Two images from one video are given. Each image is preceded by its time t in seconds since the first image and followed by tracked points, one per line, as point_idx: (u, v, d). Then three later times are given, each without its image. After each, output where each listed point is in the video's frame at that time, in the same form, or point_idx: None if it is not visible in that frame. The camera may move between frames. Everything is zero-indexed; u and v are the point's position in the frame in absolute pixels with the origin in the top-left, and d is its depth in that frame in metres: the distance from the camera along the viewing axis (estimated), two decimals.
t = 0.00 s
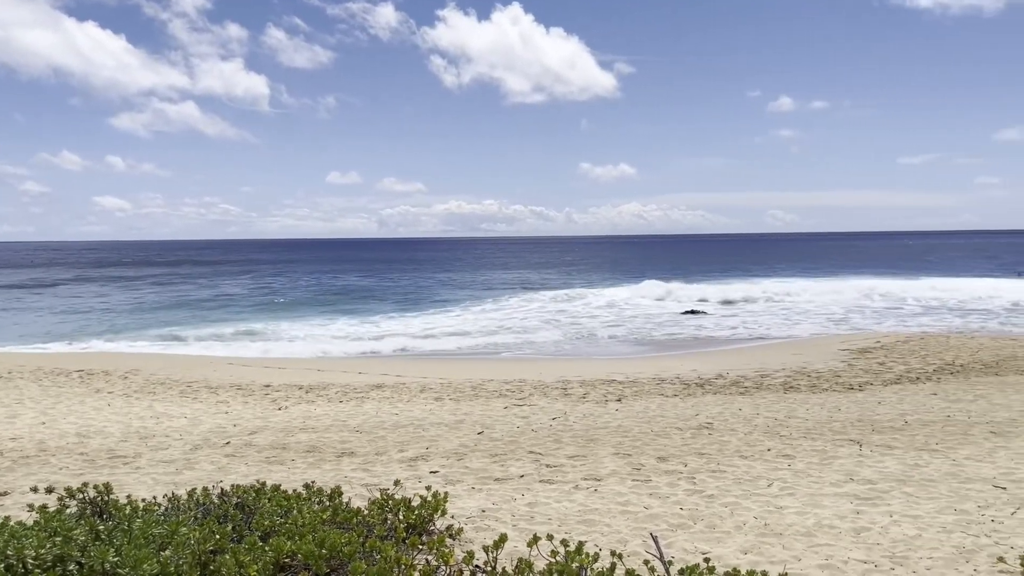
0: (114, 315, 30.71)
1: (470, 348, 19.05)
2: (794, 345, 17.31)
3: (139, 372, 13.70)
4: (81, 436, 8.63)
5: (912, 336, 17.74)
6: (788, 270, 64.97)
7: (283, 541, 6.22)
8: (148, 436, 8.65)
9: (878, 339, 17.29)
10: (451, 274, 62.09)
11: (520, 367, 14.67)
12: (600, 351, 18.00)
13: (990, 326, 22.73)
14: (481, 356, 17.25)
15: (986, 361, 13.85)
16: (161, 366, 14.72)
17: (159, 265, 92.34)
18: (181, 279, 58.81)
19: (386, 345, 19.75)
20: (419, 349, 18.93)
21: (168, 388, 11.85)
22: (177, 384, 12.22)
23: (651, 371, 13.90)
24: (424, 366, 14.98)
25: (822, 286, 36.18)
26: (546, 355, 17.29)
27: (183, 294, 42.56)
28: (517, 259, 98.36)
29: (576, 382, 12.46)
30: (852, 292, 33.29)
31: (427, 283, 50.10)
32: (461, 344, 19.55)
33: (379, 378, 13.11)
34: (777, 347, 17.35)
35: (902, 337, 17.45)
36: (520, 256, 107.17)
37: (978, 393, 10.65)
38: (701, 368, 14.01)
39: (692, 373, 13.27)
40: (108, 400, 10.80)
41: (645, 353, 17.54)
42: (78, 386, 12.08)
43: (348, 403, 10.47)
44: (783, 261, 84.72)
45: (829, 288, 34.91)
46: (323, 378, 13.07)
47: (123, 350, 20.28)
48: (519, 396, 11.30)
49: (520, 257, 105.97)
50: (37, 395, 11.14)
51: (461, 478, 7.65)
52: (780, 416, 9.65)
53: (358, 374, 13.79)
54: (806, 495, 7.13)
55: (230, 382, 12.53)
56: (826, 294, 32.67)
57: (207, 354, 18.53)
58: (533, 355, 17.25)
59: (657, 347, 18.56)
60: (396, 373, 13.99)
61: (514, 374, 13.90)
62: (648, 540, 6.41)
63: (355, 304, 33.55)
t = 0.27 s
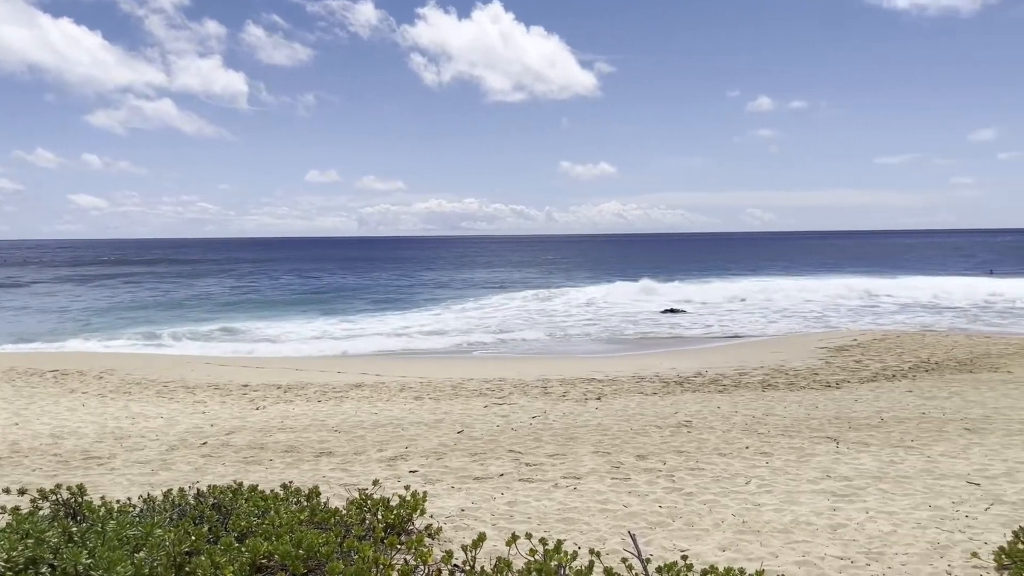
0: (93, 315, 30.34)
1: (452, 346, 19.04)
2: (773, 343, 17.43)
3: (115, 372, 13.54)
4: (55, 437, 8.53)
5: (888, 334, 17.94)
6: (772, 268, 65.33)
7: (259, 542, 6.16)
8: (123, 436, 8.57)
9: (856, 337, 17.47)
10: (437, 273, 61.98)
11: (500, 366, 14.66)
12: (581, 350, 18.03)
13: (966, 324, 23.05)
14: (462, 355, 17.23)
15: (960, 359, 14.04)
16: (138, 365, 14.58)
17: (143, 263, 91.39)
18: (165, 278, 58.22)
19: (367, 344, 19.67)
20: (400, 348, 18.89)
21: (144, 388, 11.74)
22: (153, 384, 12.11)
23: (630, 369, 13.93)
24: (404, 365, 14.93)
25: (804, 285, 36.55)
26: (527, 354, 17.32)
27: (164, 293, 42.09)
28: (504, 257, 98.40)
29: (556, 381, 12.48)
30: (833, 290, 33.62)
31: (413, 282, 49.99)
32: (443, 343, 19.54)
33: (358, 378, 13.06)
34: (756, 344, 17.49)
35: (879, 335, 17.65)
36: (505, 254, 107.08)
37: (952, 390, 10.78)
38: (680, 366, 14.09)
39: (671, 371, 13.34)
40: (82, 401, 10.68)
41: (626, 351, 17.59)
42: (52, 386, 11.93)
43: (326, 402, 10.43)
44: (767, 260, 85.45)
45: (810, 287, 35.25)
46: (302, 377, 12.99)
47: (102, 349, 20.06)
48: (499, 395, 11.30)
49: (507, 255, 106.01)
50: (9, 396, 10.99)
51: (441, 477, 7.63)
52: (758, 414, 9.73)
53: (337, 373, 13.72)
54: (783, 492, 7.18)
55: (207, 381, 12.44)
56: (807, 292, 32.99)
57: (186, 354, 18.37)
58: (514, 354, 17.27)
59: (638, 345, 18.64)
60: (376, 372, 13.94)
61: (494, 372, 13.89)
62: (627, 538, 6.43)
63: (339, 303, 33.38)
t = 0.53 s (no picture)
0: (72, 314, 29.95)
1: (434, 345, 19.02)
2: (752, 342, 17.57)
3: (91, 372, 13.38)
4: (28, 438, 8.43)
5: (866, 332, 18.14)
6: (756, 267, 65.66)
7: (236, 543, 6.09)
8: (98, 436, 8.48)
9: (833, 335, 17.65)
10: (424, 272, 61.87)
11: (480, 365, 14.65)
12: (562, 349, 18.06)
13: (943, 322, 23.37)
14: (443, 354, 17.21)
15: (935, 356, 14.22)
16: (115, 365, 14.42)
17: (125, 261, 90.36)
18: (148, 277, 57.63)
19: (348, 343, 19.59)
20: (382, 347, 18.84)
21: (120, 388, 11.62)
22: (129, 384, 12.00)
23: (609, 368, 13.97)
24: (384, 364, 14.88)
25: (786, 283, 36.87)
26: (508, 353, 17.34)
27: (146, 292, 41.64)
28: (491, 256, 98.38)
29: (536, 379, 12.50)
30: (813, 288, 33.94)
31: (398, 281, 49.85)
32: (426, 342, 19.51)
33: (338, 377, 13.00)
34: (736, 342, 17.62)
35: (857, 333, 17.85)
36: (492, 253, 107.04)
37: (927, 387, 10.92)
38: (660, 364, 14.16)
39: (650, 370, 13.40)
40: (57, 401, 10.56)
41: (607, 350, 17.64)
42: (26, 387, 11.77)
43: (305, 402, 10.38)
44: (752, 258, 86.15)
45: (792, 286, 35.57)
46: (280, 377, 12.91)
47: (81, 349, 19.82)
48: (479, 394, 11.30)
49: (494, 254, 106.01)
50: None
51: (420, 476, 7.62)
52: (736, 412, 9.79)
53: (316, 372, 13.65)
54: (760, 489, 7.23)
55: (184, 381, 12.35)
56: (789, 290, 33.29)
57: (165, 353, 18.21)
58: (495, 353, 17.28)
59: (620, 344, 18.71)
60: (356, 371, 13.90)
61: (474, 371, 13.89)
62: (605, 536, 6.45)
63: (324, 302, 33.21)
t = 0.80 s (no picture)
0: (51, 314, 29.55)
1: (416, 344, 18.98)
2: (733, 340, 17.69)
3: (67, 372, 13.22)
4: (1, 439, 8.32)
5: (845, 331, 18.34)
6: (742, 266, 65.93)
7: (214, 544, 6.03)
8: (73, 437, 8.39)
9: (812, 334, 17.83)
10: (411, 271, 61.75)
11: (461, 364, 14.65)
12: (545, 347, 18.09)
13: (923, 320, 23.66)
14: (425, 353, 17.18)
15: (911, 354, 14.40)
16: (93, 366, 14.27)
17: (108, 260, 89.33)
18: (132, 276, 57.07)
19: (331, 343, 19.51)
20: (364, 346, 18.77)
21: (96, 388, 11.50)
22: (105, 385, 11.88)
23: (590, 366, 14.01)
24: (365, 363, 14.85)
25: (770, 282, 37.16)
26: (489, 352, 17.35)
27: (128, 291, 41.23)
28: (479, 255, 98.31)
29: (516, 378, 12.50)
30: (796, 287, 34.25)
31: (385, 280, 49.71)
32: (409, 341, 19.47)
33: (317, 376, 12.95)
34: (716, 341, 17.73)
35: (836, 332, 18.03)
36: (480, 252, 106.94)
37: (903, 385, 11.05)
38: (640, 363, 14.21)
39: (630, 368, 13.44)
40: (31, 402, 10.42)
41: (589, 348, 17.67)
42: None
43: (284, 401, 10.33)
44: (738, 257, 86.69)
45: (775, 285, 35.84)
46: (259, 376, 12.83)
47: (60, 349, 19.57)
48: (459, 393, 11.28)
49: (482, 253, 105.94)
50: None
51: (400, 476, 7.59)
52: (715, 410, 9.86)
53: (295, 372, 13.58)
54: (739, 487, 7.27)
55: (162, 381, 12.24)
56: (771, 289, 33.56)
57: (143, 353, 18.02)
58: (477, 352, 17.29)
59: (602, 342, 18.77)
60: (336, 371, 13.84)
61: (455, 370, 13.88)
62: (585, 534, 6.45)
63: (308, 302, 33.05)
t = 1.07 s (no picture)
0: (31, 313, 29.16)
1: (400, 343, 18.94)
2: (714, 339, 17.79)
3: (44, 372, 13.08)
4: None
5: (825, 329, 18.51)
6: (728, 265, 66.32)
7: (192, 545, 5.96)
8: (49, 438, 8.30)
9: (792, 332, 17.97)
10: (399, 269, 61.59)
11: (442, 363, 14.64)
12: (527, 346, 18.10)
13: (903, 319, 23.92)
14: (408, 352, 17.14)
15: (890, 352, 14.55)
16: (72, 365, 14.13)
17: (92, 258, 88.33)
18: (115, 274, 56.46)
19: (314, 342, 19.42)
20: (347, 346, 18.71)
21: (73, 389, 11.38)
22: (83, 385, 11.76)
23: (571, 365, 14.02)
24: (346, 363, 14.79)
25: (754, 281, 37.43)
26: (472, 351, 17.34)
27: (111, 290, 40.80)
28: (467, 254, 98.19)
29: (498, 377, 12.51)
30: (779, 286, 34.48)
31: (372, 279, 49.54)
32: (393, 340, 19.43)
33: (298, 376, 12.89)
34: (698, 339, 17.83)
35: (817, 330, 18.18)
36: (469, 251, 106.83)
37: (881, 383, 11.16)
38: (622, 362, 14.26)
39: (612, 367, 13.49)
40: (6, 403, 10.30)
41: (571, 347, 17.71)
42: None
43: (265, 401, 10.28)
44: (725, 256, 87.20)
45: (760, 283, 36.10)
46: (239, 376, 12.76)
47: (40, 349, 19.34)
48: (441, 392, 11.27)
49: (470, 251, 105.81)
50: None
51: (381, 476, 7.57)
52: (696, 408, 9.91)
53: (276, 372, 13.50)
54: (720, 485, 7.32)
55: (140, 381, 12.14)
56: (756, 288, 33.82)
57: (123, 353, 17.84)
58: (459, 351, 17.27)
59: (585, 341, 18.82)
60: (318, 370, 13.78)
61: (437, 369, 13.87)
62: (567, 533, 6.46)
63: (293, 301, 32.86)
